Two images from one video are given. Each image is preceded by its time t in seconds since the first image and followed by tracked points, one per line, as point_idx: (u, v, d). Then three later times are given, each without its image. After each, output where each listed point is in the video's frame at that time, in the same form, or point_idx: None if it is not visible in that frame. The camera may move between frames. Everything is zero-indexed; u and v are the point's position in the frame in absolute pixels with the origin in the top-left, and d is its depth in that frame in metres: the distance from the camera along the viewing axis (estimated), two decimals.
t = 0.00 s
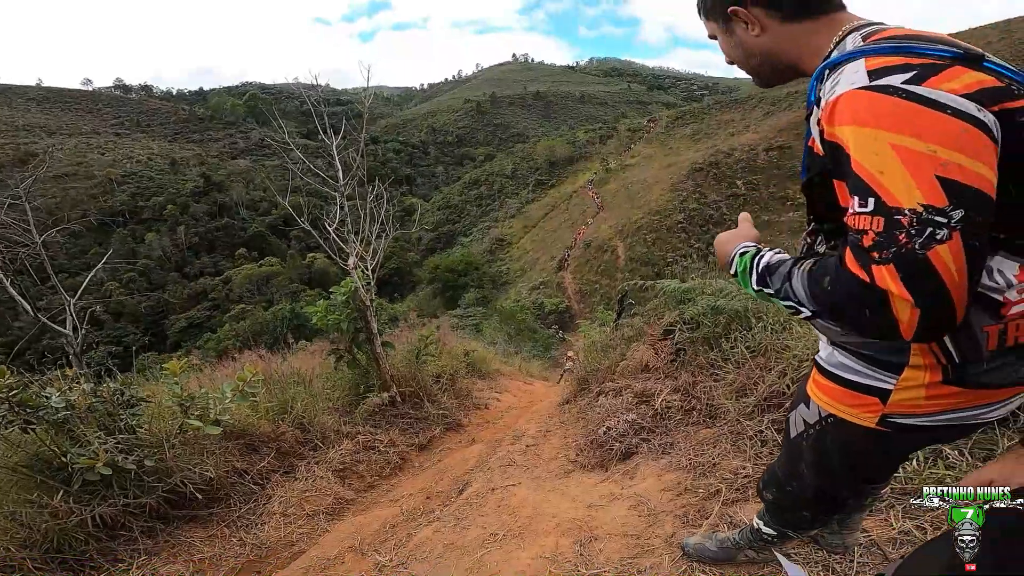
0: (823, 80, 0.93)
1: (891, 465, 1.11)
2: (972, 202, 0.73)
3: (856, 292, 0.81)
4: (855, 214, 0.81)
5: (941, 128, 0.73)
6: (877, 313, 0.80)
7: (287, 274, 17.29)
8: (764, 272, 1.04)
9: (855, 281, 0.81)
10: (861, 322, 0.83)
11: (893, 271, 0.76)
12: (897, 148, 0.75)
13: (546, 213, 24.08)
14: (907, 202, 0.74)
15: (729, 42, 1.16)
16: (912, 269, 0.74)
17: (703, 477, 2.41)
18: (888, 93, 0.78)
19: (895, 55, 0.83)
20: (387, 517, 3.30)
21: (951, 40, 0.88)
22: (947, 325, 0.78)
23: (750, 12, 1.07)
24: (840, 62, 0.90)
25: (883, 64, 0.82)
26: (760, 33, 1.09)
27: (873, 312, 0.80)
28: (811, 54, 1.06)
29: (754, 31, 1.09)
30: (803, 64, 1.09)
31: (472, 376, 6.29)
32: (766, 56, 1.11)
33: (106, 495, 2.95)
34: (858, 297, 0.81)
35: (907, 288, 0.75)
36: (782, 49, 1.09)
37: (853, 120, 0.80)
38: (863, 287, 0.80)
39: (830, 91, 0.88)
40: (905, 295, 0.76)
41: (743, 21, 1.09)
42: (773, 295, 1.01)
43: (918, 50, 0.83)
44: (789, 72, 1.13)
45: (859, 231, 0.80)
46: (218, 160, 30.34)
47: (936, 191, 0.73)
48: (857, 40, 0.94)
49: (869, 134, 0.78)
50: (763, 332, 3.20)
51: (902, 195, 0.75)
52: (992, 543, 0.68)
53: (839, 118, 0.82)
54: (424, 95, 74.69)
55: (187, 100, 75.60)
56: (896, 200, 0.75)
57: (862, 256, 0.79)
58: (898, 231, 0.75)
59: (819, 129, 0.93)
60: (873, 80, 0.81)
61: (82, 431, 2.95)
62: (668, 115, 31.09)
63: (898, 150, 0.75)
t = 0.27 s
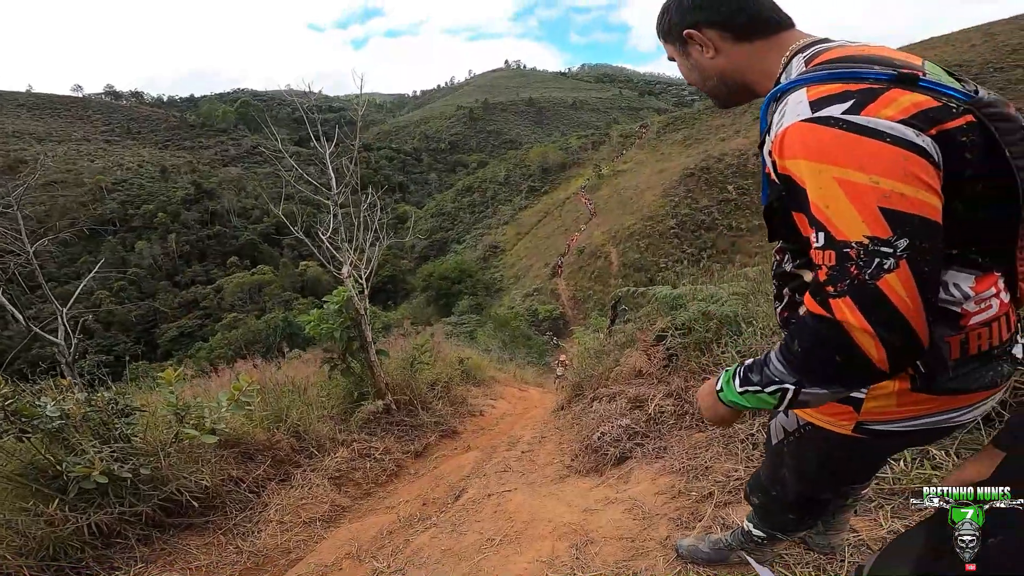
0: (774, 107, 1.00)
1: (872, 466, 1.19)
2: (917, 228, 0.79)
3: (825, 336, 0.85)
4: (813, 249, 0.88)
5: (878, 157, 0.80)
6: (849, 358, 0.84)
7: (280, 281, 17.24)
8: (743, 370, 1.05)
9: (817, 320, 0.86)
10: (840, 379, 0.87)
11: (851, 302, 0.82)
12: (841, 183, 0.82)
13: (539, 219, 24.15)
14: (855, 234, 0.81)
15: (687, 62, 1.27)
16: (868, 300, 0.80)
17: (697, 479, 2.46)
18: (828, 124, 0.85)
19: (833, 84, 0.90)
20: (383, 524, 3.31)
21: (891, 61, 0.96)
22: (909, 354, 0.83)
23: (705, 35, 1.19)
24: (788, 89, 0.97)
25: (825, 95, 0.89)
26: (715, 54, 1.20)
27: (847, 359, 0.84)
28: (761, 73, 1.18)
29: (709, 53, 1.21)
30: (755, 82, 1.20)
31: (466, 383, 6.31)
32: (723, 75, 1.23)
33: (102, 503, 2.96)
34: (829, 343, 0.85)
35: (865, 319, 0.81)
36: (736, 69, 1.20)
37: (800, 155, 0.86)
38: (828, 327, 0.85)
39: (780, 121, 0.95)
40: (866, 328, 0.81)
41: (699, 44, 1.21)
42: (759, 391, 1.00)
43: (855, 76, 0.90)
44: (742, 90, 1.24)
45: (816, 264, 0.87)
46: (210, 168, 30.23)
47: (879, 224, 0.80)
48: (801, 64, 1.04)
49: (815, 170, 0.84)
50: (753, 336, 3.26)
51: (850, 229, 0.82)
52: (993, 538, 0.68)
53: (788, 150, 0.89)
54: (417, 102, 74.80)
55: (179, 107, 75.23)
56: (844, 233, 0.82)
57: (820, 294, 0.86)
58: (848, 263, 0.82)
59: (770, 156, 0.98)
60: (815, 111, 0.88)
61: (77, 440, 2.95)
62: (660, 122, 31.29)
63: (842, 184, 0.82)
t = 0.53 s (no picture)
0: (750, 113, 1.03)
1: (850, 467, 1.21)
2: (870, 244, 0.82)
3: (781, 356, 0.92)
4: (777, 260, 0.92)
5: (834, 173, 0.82)
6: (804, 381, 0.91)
7: (274, 279, 17.19)
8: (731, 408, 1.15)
9: (776, 336, 0.93)
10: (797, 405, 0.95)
11: (800, 314, 0.87)
12: (799, 197, 0.85)
13: (535, 220, 24.19)
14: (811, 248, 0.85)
15: (668, 67, 1.29)
16: (817, 311, 0.85)
17: (686, 479, 2.47)
18: (792, 136, 0.87)
19: (802, 93, 0.92)
20: (374, 522, 3.32)
21: (864, 66, 0.97)
22: (859, 370, 0.87)
23: (685, 39, 1.21)
24: (762, 96, 0.99)
25: (791, 107, 0.91)
26: (696, 58, 1.22)
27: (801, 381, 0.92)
28: (740, 77, 1.19)
29: (690, 56, 1.23)
30: (734, 87, 1.22)
31: (460, 382, 6.32)
32: (704, 80, 1.24)
33: (92, 499, 2.95)
34: (784, 364, 0.93)
35: (813, 332, 0.86)
36: (715, 74, 1.22)
37: (764, 167, 0.89)
38: (785, 346, 0.91)
39: (752, 131, 0.97)
40: (813, 343, 0.87)
41: (679, 49, 1.23)
42: (741, 424, 1.10)
43: (825, 84, 0.92)
44: (723, 95, 1.26)
45: (777, 275, 0.92)
46: (205, 164, 30.09)
47: (833, 237, 0.83)
48: (774, 71, 1.06)
49: (775, 183, 0.87)
50: (744, 339, 3.27)
51: (806, 242, 0.85)
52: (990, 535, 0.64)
53: (755, 162, 0.91)
54: (415, 101, 74.77)
55: (174, 103, 74.91)
56: (799, 246, 0.86)
57: (774, 307, 0.92)
58: (803, 275, 0.87)
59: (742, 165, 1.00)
60: (783, 122, 0.90)
61: (67, 436, 2.95)
62: (656, 123, 31.32)
63: (800, 198, 0.85)
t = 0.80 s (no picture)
0: (743, 113, 1.03)
1: (838, 472, 1.21)
2: (851, 247, 0.82)
3: (755, 352, 0.93)
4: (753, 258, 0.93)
5: (817, 176, 0.82)
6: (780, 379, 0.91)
7: (271, 280, 17.16)
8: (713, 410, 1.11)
9: (752, 333, 0.93)
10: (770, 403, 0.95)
11: (773, 312, 0.88)
12: (781, 197, 0.85)
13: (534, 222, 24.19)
14: (788, 248, 0.85)
15: (666, 70, 1.29)
16: (790, 311, 0.86)
17: (679, 482, 2.47)
18: (781, 137, 0.87)
19: (796, 94, 0.93)
20: (368, 523, 3.31)
21: (861, 68, 0.98)
22: (829, 373, 0.88)
23: (682, 42, 1.21)
24: (756, 96, 1.00)
25: (783, 108, 0.91)
26: (693, 62, 1.22)
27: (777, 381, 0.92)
28: (736, 80, 1.19)
29: (687, 60, 1.23)
30: (732, 89, 1.22)
31: (457, 384, 6.31)
32: (702, 84, 1.24)
33: (84, 499, 2.95)
34: (756, 360, 0.94)
35: (784, 330, 0.88)
36: (713, 77, 1.22)
37: (753, 168, 0.89)
38: (757, 342, 0.93)
39: (742, 131, 0.98)
40: (782, 341, 0.88)
41: (676, 51, 1.23)
42: (719, 424, 1.06)
43: (820, 86, 0.92)
44: (720, 99, 1.26)
45: (754, 275, 0.93)
46: (204, 164, 30.06)
47: (811, 240, 0.83)
48: (771, 71, 1.06)
49: (762, 183, 0.87)
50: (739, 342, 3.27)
51: (782, 242, 0.86)
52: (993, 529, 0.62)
53: (745, 160, 0.92)
54: (415, 102, 74.78)
55: (174, 102, 74.99)
56: (777, 247, 0.87)
57: (749, 303, 0.93)
58: (776, 275, 0.88)
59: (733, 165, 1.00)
60: (772, 124, 0.90)
61: (61, 436, 2.94)
62: (656, 126, 31.32)
63: (783, 199, 0.85)
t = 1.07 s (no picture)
0: (748, 95, 1.04)
1: (834, 467, 1.21)
2: (850, 221, 0.83)
3: (754, 325, 0.94)
4: (755, 231, 0.94)
5: (822, 150, 0.84)
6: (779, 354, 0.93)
7: (267, 283, 17.11)
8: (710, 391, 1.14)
9: (752, 305, 0.94)
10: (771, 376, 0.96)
11: (774, 283, 0.89)
12: (786, 170, 0.86)
13: (531, 225, 24.19)
14: (790, 219, 0.86)
15: (672, 62, 1.30)
16: (790, 280, 0.87)
17: (675, 483, 2.48)
18: (786, 113, 0.89)
19: (803, 76, 0.94)
20: (363, 526, 3.31)
21: (864, 60, 1.00)
22: (827, 347, 0.90)
23: (689, 34, 1.22)
24: (764, 76, 1.01)
25: (790, 87, 0.92)
26: (699, 54, 1.23)
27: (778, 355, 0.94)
28: (740, 72, 1.20)
29: (692, 52, 1.24)
30: (736, 81, 1.22)
31: (453, 387, 6.30)
32: (706, 76, 1.25)
33: (77, 501, 2.94)
34: (756, 333, 0.95)
35: (784, 301, 0.89)
36: (718, 69, 1.23)
37: (759, 142, 0.90)
38: (757, 315, 0.93)
39: (749, 110, 0.99)
40: (782, 312, 0.89)
41: (682, 43, 1.24)
42: (717, 406, 1.10)
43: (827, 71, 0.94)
44: (724, 92, 1.27)
45: (755, 248, 0.94)
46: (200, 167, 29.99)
47: (814, 212, 0.84)
48: (778, 59, 1.07)
49: (767, 158, 0.88)
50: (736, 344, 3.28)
51: (783, 214, 0.87)
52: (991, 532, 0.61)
53: (749, 137, 0.93)
54: (412, 105, 74.75)
55: (170, 105, 74.92)
56: (780, 219, 0.87)
57: (750, 275, 0.94)
58: (778, 247, 0.88)
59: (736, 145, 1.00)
60: (778, 101, 0.92)
61: (53, 438, 2.93)
62: (653, 128, 31.32)
63: (787, 172, 0.86)
